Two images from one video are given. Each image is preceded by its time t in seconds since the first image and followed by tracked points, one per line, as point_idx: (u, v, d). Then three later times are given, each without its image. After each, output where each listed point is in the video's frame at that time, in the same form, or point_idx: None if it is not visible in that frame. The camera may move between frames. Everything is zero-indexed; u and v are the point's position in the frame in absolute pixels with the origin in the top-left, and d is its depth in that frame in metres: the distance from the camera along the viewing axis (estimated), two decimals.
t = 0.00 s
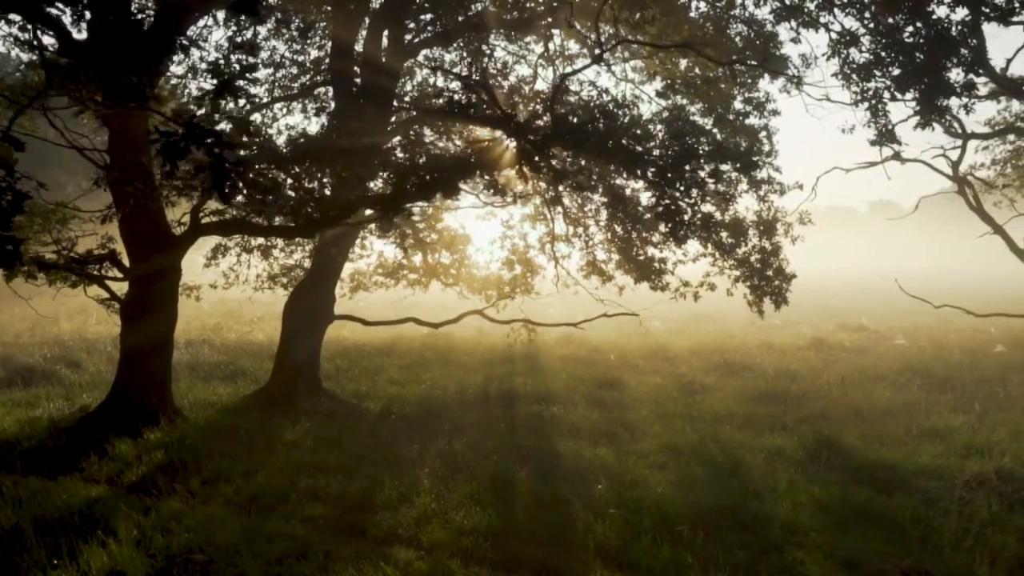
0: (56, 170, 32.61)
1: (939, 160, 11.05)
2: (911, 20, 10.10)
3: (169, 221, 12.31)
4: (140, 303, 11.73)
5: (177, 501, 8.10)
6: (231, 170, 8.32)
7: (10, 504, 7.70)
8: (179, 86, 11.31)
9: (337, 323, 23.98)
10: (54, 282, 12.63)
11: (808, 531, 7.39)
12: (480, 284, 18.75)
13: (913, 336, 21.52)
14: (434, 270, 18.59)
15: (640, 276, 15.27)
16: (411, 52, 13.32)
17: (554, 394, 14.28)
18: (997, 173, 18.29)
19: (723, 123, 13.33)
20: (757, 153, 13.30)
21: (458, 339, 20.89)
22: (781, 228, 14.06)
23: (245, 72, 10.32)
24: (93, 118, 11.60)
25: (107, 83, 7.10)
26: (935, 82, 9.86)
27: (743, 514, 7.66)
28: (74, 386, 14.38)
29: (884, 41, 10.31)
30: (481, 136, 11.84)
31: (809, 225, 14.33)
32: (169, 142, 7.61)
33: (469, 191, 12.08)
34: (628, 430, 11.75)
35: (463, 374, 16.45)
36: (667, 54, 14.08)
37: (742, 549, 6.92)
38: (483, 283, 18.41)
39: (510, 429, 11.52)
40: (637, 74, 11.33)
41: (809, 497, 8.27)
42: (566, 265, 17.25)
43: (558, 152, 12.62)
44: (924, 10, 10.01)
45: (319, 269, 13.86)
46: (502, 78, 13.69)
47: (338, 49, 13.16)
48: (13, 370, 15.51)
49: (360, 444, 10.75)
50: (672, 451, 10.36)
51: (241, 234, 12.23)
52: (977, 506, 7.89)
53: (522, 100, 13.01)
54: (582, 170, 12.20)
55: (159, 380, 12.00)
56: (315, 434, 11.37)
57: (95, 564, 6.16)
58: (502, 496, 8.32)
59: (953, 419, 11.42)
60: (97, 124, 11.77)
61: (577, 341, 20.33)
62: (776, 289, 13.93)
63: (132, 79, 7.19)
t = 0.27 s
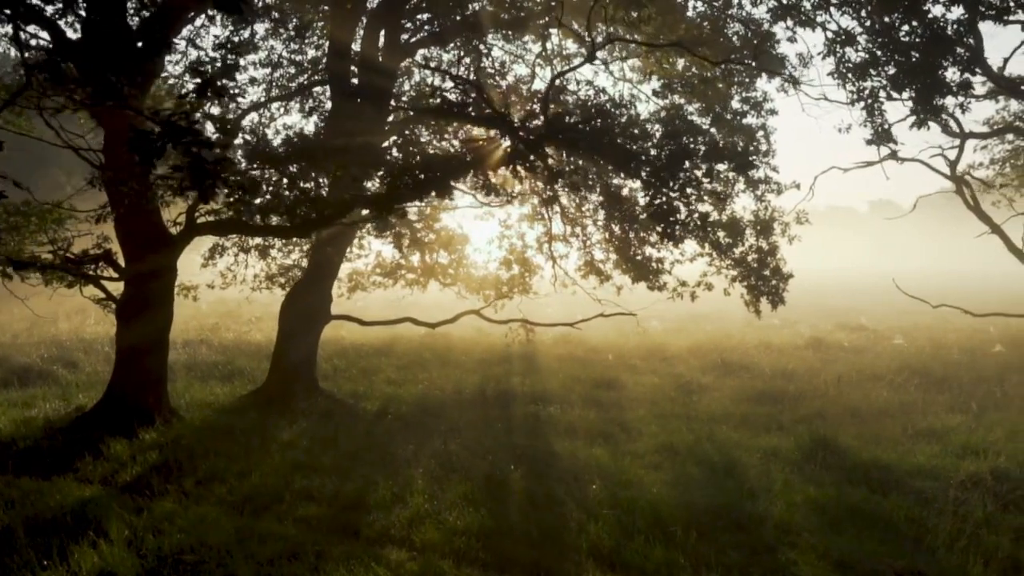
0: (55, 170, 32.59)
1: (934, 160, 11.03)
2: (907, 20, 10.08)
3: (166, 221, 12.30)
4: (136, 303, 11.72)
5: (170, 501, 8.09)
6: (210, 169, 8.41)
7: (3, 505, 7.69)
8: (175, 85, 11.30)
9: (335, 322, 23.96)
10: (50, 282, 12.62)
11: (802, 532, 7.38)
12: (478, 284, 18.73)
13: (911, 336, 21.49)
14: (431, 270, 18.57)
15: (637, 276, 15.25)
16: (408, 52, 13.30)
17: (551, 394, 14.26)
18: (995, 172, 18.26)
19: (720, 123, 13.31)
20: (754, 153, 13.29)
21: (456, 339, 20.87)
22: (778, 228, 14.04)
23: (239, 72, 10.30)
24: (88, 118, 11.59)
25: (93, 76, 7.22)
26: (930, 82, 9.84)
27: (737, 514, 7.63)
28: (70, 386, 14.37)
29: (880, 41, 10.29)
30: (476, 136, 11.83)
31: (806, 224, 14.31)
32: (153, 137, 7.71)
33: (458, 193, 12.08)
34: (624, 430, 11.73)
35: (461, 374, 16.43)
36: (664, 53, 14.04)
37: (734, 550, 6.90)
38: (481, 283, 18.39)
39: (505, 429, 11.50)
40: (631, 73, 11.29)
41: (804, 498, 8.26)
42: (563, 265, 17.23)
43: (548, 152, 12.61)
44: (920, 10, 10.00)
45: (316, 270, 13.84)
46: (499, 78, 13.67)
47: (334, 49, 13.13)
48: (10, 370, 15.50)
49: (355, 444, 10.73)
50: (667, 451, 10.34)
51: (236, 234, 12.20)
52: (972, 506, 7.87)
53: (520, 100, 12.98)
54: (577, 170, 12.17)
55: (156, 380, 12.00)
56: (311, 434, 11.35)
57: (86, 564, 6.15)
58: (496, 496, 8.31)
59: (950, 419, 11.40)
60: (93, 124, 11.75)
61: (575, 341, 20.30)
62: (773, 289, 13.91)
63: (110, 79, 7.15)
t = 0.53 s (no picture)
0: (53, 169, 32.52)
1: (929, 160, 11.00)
2: (903, 19, 10.05)
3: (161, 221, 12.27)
4: (131, 304, 11.70)
5: (162, 501, 8.07)
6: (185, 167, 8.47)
7: None
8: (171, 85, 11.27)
9: (333, 322, 23.91)
10: (46, 282, 12.59)
11: (794, 532, 7.36)
12: (475, 284, 18.70)
13: (909, 336, 21.46)
14: (429, 270, 18.54)
15: (634, 276, 15.22)
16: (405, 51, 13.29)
17: (547, 394, 14.23)
18: (994, 172, 18.23)
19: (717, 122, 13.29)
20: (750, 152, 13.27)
21: (454, 338, 20.83)
22: (775, 227, 14.02)
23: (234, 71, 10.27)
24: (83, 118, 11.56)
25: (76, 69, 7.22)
26: (925, 81, 9.82)
27: (730, 515, 7.62)
28: (66, 386, 14.35)
29: (876, 40, 10.26)
30: (471, 135, 11.81)
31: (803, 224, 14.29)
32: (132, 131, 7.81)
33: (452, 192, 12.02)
34: (620, 431, 11.70)
35: (457, 373, 16.41)
36: (660, 54, 14.00)
37: (727, 550, 6.88)
38: (478, 283, 18.35)
39: (500, 430, 11.48)
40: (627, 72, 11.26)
41: (798, 498, 8.24)
42: (561, 265, 17.20)
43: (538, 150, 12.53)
44: (915, 8, 9.97)
45: (312, 270, 13.84)
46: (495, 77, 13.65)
47: (330, 49, 13.12)
48: (6, 370, 15.47)
49: (350, 444, 10.71)
50: (662, 451, 10.33)
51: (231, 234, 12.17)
52: (966, 506, 7.85)
53: (516, 99, 12.93)
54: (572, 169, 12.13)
55: (151, 380, 11.97)
56: (306, 434, 11.33)
57: (76, 564, 6.13)
58: (489, 497, 8.29)
59: (946, 419, 11.37)
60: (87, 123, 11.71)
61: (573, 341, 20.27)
62: (769, 288, 13.93)
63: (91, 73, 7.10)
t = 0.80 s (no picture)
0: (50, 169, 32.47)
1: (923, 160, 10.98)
2: (897, 18, 10.03)
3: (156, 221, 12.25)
4: (126, 305, 11.69)
5: (155, 501, 8.06)
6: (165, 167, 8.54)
7: None
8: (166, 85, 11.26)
9: (331, 322, 23.89)
10: (41, 282, 12.58)
11: (787, 532, 7.34)
12: (473, 284, 18.67)
13: (907, 336, 21.43)
14: (426, 270, 18.50)
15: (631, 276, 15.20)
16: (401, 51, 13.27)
17: (544, 394, 14.21)
18: (992, 172, 18.20)
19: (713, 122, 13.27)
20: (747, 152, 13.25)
21: (452, 338, 20.80)
22: (771, 227, 14.00)
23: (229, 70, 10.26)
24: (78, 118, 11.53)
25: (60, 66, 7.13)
26: (920, 80, 9.80)
27: (723, 515, 7.60)
28: (62, 386, 14.34)
29: (871, 39, 10.23)
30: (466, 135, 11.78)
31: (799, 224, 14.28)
32: (113, 131, 7.88)
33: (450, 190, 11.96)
34: (615, 431, 11.68)
35: (454, 374, 16.38)
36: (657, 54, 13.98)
37: (719, 551, 6.86)
38: (475, 283, 18.33)
39: (496, 430, 11.46)
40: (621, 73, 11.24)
41: (791, 498, 8.22)
42: (558, 265, 17.16)
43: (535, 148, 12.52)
44: (909, 7, 9.95)
45: (309, 270, 13.83)
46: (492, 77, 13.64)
47: (326, 49, 13.09)
48: (3, 370, 15.46)
49: (344, 444, 10.69)
50: (657, 451, 10.31)
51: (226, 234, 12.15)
52: (960, 507, 7.83)
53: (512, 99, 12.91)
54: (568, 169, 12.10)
55: (146, 380, 11.96)
56: (301, 434, 11.31)
57: (66, 564, 6.12)
58: (482, 497, 8.27)
59: (942, 419, 11.35)
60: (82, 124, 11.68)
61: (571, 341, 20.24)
62: (766, 288, 13.84)
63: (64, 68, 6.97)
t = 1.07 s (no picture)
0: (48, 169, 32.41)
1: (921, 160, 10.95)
2: (892, 17, 10.00)
3: (151, 220, 12.25)
4: (123, 305, 11.70)
5: (147, 501, 8.03)
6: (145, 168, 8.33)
7: None
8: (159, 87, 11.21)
9: (329, 322, 23.86)
10: (36, 282, 12.57)
11: (781, 532, 7.33)
12: (470, 284, 18.63)
13: (906, 336, 21.41)
14: (424, 270, 18.48)
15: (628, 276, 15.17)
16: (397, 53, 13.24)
17: (541, 394, 14.21)
18: (990, 172, 18.18)
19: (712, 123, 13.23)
20: (743, 152, 13.22)
21: (449, 339, 20.78)
22: (768, 226, 13.97)
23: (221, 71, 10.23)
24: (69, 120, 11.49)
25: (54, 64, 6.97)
26: (915, 79, 9.79)
27: (717, 515, 7.58)
28: (58, 386, 14.32)
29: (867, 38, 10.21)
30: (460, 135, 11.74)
31: (795, 224, 14.24)
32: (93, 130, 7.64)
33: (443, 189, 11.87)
34: (611, 430, 11.66)
35: (451, 374, 16.37)
36: (653, 53, 13.94)
37: (712, 551, 6.85)
38: (473, 283, 18.30)
39: (491, 430, 11.45)
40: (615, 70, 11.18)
41: (786, 498, 8.19)
42: (555, 265, 17.13)
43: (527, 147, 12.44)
44: (902, 6, 9.94)
45: (304, 270, 13.80)
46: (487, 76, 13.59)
47: (322, 48, 13.07)
48: None
49: (338, 444, 10.67)
50: (653, 451, 10.29)
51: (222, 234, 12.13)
52: (954, 507, 7.82)
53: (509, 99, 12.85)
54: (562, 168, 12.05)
55: (143, 380, 11.96)
56: (297, 434, 11.31)
57: (56, 565, 6.10)
58: (475, 496, 8.26)
59: (938, 419, 11.32)
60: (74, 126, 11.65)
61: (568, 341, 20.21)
62: (762, 288, 13.85)
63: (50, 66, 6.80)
